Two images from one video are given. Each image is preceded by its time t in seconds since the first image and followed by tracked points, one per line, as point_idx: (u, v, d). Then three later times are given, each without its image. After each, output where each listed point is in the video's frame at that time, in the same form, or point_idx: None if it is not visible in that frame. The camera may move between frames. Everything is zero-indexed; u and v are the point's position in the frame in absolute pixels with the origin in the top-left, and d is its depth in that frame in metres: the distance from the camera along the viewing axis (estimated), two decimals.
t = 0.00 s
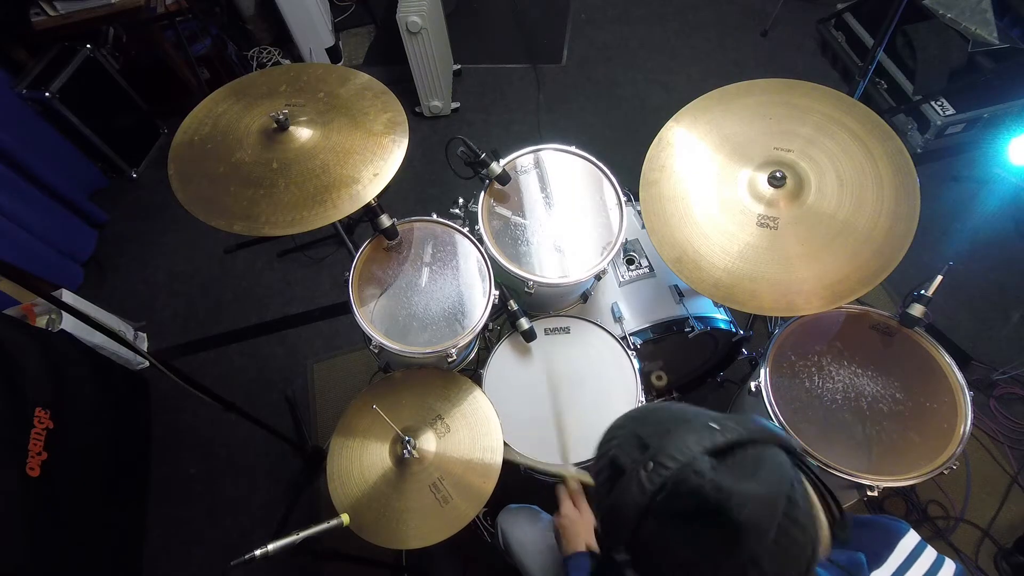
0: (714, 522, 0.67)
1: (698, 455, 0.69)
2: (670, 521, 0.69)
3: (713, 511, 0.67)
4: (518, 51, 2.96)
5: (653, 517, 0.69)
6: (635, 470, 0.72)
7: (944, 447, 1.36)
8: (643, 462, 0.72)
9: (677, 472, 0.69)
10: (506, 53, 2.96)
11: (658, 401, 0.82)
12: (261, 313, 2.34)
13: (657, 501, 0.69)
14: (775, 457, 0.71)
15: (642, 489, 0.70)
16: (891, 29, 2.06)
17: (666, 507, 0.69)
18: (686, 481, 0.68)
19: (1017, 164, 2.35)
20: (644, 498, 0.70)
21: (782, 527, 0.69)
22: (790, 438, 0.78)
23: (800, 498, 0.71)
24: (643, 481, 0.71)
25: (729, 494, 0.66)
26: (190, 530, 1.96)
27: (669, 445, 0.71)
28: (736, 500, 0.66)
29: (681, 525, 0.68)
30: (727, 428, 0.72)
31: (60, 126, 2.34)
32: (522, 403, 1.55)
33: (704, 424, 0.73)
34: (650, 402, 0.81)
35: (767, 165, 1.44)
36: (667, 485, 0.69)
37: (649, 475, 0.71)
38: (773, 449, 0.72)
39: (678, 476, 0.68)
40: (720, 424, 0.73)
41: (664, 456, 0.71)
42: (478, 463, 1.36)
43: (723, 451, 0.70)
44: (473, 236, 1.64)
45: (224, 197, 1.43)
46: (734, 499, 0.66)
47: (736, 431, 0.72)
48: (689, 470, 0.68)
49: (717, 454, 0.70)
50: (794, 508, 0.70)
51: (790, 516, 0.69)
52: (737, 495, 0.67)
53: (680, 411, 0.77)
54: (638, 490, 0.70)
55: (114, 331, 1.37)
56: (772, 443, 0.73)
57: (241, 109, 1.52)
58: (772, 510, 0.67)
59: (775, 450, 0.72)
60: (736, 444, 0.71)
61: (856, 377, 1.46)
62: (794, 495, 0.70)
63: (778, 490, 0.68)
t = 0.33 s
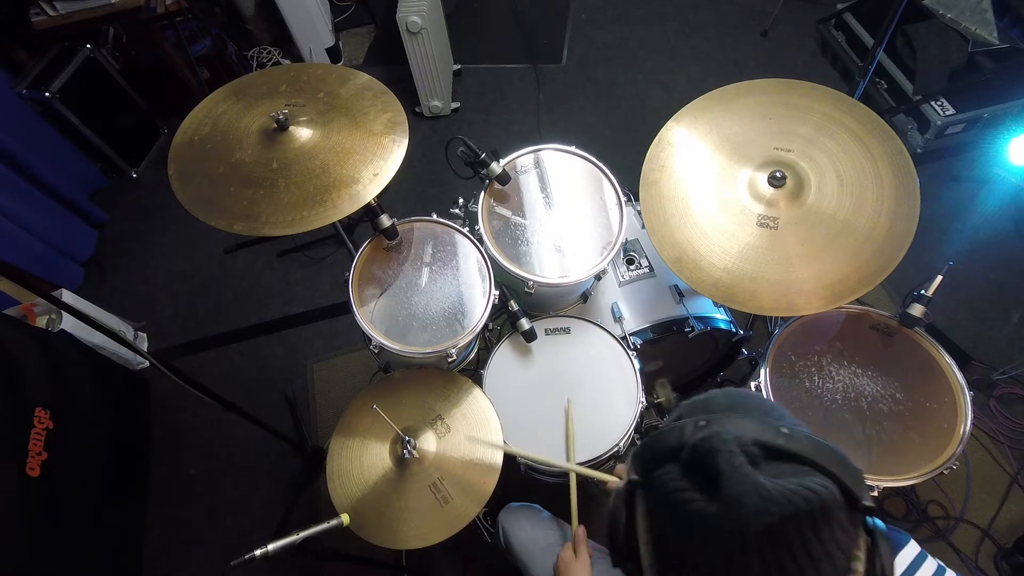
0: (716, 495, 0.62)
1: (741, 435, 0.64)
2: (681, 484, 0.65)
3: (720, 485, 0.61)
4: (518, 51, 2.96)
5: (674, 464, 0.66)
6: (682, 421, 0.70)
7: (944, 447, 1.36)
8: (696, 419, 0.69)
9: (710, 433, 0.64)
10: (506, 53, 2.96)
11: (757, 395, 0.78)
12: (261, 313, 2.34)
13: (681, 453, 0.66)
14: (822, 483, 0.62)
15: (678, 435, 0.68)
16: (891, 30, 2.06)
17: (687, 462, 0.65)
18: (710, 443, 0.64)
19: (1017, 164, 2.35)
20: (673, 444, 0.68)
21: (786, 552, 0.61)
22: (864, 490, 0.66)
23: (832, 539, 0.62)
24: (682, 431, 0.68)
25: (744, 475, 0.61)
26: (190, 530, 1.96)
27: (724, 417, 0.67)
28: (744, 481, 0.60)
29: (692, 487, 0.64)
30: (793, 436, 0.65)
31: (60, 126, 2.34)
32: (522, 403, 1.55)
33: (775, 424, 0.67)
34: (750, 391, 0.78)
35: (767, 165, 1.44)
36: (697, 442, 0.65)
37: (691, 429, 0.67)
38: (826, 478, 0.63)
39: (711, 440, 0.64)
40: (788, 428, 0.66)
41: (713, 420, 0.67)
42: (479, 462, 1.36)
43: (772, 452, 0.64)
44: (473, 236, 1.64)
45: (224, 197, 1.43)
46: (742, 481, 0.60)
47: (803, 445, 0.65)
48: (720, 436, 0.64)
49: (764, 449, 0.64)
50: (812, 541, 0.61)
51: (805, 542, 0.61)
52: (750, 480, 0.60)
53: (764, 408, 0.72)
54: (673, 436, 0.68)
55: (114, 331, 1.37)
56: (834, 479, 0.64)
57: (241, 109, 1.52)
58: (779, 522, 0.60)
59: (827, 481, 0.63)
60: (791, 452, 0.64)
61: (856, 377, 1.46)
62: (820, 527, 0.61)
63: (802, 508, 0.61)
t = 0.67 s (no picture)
0: (749, 534, 0.61)
1: (769, 463, 0.63)
2: (704, 513, 0.65)
3: (752, 524, 0.61)
4: (518, 51, 2.96)
5: (696, 491, 0.66)
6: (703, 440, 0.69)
7: (944, 447, 1.36)
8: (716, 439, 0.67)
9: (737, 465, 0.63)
10: (506, 53, 2.96)
11: (767, 398, 0.78)
12: (261, 313, 2.34)
13: (704, 480, 0.65)
14: (855, 510, 0.62)
15: (701, 459, 0.67)
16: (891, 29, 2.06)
17: (710, 490, 0.65)
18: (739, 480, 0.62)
19: (1017, 164, 2.35)
20: (693, 469, 0.67)
21: None
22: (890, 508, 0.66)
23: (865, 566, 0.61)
24: (703, 455, 0.67)
25: (778, 514, 0.60)
26: (190, 530, 1.96)
27: (747, 439, 0.66)
28: (779, 522, 0.59)
29: (716, 517, 0.64)
30: (819, 456, 0.64)
31: (60, 126, 2.34)
32: (522, 403, 1.55)
33: (799, 442, 0.65)
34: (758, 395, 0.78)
35: (767, 165, 1.44)
36: (721, 471, 0.64)
37: (711, 453, 0.66)
38: (857, 503, 0.63)
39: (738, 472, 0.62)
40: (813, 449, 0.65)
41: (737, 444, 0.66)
42: (479, 462, 1.35)
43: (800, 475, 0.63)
44: (473, 236, 1.64)
45: (224, 197, 1.43)
46: (776, 520, 0.59)
47: (830, 465, 0.63)
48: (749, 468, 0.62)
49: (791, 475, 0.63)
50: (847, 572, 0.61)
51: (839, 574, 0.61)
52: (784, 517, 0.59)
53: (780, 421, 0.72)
54: (694, 459, 0.67)
55: (114, 331, 1.37)
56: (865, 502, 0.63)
57: (241, 109, 1.52)
58: (818, 559, 0.59)
59: (858, 506, 0.63)
60: (818, 476, 0.63)
61: (856, 377, 1.46)
62: (857, 558, 0.61)
63: (838, 543, 0.60)
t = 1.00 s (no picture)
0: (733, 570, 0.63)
1: (755, 498, 0.62)
2: (689, 545, 0.65)
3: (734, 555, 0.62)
4: (518, 51, 2.96)
5: (681, 519, 0.65)
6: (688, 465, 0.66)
7: (944, 447, 1.36)
8: (702, 466, 0.65)
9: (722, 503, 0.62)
10: (506, 53, 2.96)
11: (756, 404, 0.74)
12: (261, 314, 2.33)
13: (689, 510, 0.64)
14: (843, 540, 0.62)
15: (687, 489, 0.64)
16: (891, 29, 2.06)
17: (695, 521, 0.64)
18: (724, 520, 0.62)
19: (1017, 164, 2.35)
20: (678, 498, 0.65)
21: None
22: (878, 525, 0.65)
23: None
24: (688, 482, 0.64)
25: (760, 555, 0.61)
26: (190, 530, 1.96)
27: (732, 465, 0.63)
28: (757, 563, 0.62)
29: (700, 548, 0.64)
30: (806, 483, 0.62)
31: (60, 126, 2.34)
32: (522, 403, 1.55)
33: (789, 466, 0.63)
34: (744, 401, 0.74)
35: (767, 165, 1.44)
36: (706, 506, 0.63)
37: (697, 480, 0.64)
38: (843, 524, 0.62)
39: (720, 511, 0.62)
40: (802, 472, 0.62)
41: (725, 475, 0.63)
42: (479, 463, 1.35)
43: (787, 504, 0.62)
44: (473, 236, 1.64)
45: (224, 197, 1.43)
46: (757, 556, 0.61)
47: (818, 492, 0.61)
48: (733, 508, 0.62)
49: (777, 504, 0.62)
50: None
51: None
52: (763, 554, 0.61)
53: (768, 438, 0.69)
54: (681, 489, 0.65)
55: (114, 331, 1.37)
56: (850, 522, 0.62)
57: (241, 109, 1.52)
58: None
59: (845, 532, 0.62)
60: (806, 505, 0.61)
61: (856, 377, 1.46)
62: None
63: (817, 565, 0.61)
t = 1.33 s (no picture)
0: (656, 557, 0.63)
1: (675, 477, 0.63)
2: (620, 531, 0.66)
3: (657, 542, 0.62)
4: (518, 51, 2.96)
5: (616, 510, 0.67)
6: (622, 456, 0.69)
7: (944, 447, 1.36)
8: (633, 456, 0.67)
9: (642, 486, 0.64)
10: (506, 53, 2.96)
11: (700, 404, 0.77)
12: (261, 314, 2.33)
13: (620, 499, 0.66)
14: (763, 517, 0.62)
15: (619, 476, 0.67)
16: (891, 29, 2.06)
17: (623, 509, 0.65)
18: (641, 500, 0.63)
19: (1017, 164, 2.35)
20: (612, 488, 0.67)
21: None
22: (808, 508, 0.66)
23: (780, 562, 0.63)
24: (621, 472, 0.67)
25: (677, 535, 0.61)
26: (190, 530, 1.96)
27: (657, 454, 0.66)
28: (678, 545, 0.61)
29: (630, 538, 0.65)
30: (728, 463, 0.63)
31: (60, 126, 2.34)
32: (522, 403, 1.55)
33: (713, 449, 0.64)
34: (690, 404, 0.76)
35: (767, 165, 1.44)
36: (632, 490, 0.65)
37: (629, 470, 0.66)
38: (764, 504, 0.63)
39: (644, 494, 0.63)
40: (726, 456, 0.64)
41: (651, 460, 0.65)
42: (479, 463, 1.35)
43: (708, 485, 0.63)
44: (473, 236, 1.64)
45: (224, 197, 1.43)
46: (677, 538, 0.61)
47: (741, 471, 0.63)
48: (652, 489, 0.63)
49: (701, 486, 0.63)
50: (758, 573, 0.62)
51: None
52: (683, 537, 0.61)
53: (703, 428, 0.71)
54: (615, 476, 0.67)
55: (114, 331, 1.36)
56: (774, 501, 0.63)
57: (241, 109, 1.52)
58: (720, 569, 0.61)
59: (769, 510, 0.63)
60: (731, 485, 0.62)
61: (856, 377, 1.46)
62: (769, 558, 0.62)
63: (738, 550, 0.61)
